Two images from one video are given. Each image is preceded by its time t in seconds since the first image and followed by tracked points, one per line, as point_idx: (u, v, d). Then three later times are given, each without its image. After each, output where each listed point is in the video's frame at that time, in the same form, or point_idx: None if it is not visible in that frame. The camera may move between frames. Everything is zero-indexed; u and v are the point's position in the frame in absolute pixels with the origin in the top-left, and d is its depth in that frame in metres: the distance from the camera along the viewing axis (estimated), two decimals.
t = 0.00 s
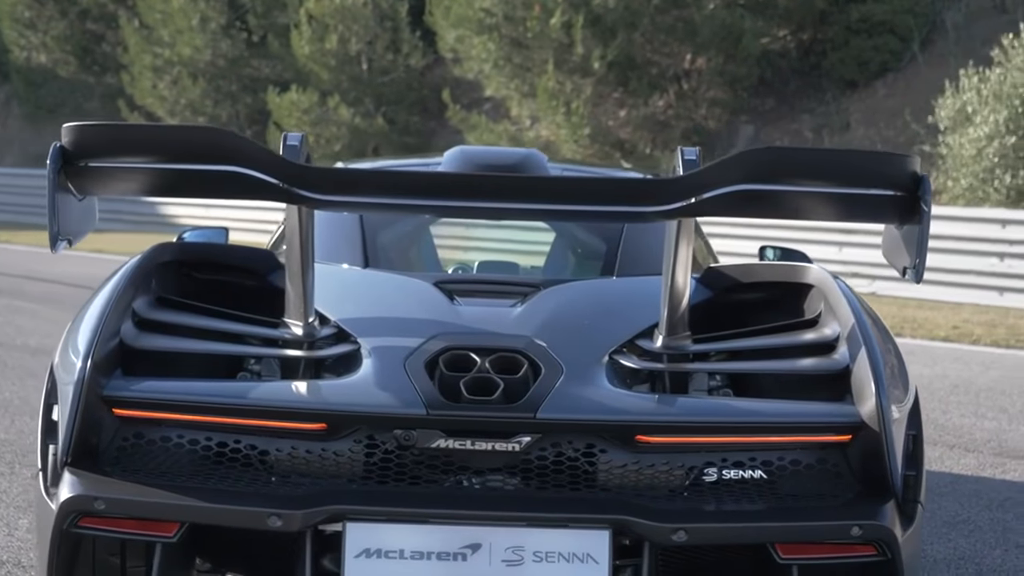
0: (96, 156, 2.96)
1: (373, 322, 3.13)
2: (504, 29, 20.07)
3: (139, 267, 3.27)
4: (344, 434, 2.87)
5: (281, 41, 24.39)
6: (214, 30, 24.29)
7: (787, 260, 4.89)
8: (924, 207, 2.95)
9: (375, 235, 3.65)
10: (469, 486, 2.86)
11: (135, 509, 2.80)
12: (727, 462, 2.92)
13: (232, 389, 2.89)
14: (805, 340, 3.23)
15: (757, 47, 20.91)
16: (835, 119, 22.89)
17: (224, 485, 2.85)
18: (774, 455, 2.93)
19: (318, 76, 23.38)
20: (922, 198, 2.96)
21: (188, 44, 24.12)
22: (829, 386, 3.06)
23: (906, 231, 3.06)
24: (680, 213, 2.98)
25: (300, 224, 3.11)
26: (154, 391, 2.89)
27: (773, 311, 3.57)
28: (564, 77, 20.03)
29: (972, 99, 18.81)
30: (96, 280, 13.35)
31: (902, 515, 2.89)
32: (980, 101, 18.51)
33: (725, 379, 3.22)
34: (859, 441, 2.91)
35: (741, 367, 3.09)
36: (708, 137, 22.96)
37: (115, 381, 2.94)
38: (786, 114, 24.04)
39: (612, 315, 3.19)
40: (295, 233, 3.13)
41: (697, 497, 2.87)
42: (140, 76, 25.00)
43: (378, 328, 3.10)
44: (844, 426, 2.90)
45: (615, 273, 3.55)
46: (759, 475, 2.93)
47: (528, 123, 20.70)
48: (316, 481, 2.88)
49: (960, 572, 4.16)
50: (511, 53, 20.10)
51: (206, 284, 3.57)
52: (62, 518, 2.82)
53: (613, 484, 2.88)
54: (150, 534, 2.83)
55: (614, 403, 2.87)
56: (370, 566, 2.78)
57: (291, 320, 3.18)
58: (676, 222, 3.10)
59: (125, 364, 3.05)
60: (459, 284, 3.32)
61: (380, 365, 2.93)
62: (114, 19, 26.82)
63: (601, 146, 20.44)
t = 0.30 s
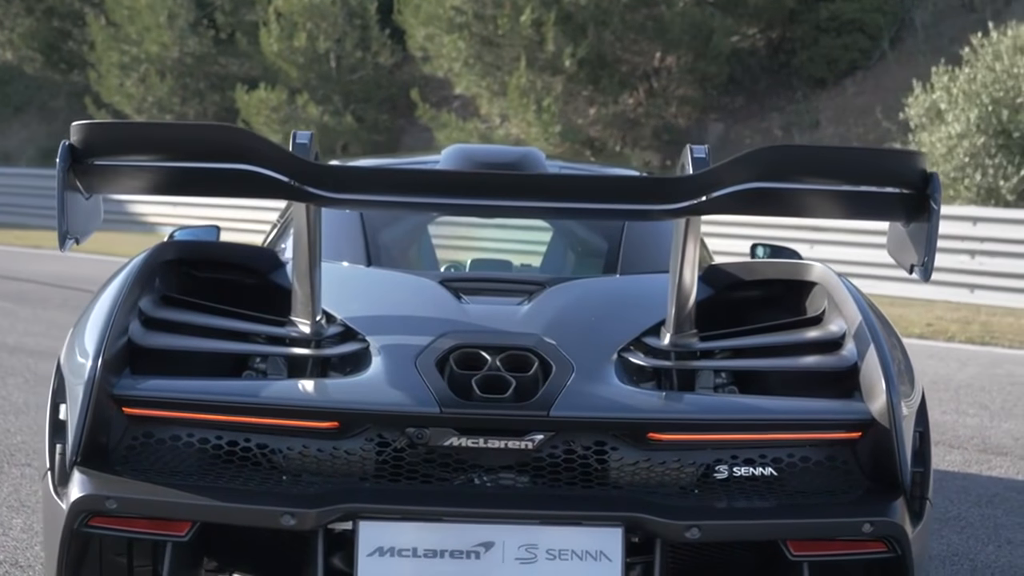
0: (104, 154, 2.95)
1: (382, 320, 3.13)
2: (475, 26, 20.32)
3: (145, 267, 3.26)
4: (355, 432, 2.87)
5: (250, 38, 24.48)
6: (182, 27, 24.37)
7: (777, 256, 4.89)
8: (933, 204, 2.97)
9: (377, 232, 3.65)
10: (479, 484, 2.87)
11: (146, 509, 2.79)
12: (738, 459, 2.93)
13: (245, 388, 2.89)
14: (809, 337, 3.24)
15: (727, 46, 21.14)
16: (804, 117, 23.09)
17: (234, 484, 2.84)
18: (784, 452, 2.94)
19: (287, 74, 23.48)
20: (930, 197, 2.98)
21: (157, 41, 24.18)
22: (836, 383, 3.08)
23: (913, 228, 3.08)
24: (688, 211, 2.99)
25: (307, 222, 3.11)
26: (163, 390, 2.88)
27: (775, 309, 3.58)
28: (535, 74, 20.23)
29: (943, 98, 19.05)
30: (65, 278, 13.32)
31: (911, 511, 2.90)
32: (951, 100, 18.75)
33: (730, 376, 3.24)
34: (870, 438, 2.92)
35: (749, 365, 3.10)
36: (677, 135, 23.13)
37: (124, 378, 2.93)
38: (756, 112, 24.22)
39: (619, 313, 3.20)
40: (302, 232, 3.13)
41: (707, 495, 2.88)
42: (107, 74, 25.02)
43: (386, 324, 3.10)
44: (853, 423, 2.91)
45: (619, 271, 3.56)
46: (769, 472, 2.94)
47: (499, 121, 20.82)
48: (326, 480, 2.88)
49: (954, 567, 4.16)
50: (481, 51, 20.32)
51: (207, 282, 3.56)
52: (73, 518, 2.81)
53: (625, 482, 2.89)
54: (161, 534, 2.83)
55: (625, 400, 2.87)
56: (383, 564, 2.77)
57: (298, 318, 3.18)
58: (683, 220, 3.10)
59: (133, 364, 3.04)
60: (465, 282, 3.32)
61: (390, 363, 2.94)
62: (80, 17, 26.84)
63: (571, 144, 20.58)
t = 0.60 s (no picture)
0: (110, 154, 2.94)
1: (386, 319, 3.13)
2: (446, 25, 20.56)
3: (148, 267, 3.25)
4: (363, 431, 2.87)
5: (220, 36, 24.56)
6: (152, 25, 24.42)
7: (770, 255, 4.89)
8: (937, 202, 2.98)
9: (376, 231, 3.65)
10: (486, 483, 2.87)
11: (155, 508, 2.79)
12: (745, 457, 2.94)
13: (252, 388, 2.89)
14: (812, 335, 3.26)
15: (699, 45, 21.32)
16: (777, 116, 23.25)
17: (243, 483, 2.84)
18: (790, 450, 2.95)
19: (258, 72, 23.57)
20: (934, 195, 2.99)
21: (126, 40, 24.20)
22: (840, 381, 3.09)
23: (916, 227, 3.09)
24: (694, 210, 3.00)
25: (312, 222, 3.11)
26: (171, 390, 2.88)
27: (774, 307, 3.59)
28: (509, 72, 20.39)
29: (916, 97, 19.23)
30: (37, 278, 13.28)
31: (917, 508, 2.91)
32: (923, 100, 18.94)
33: (733, 374, 3.25)
34: (875, 436, 2.94)
35: (752, 362, 3.11)
36: (649, 134, 23.28)
37: (130, 378, 2.93)
38: (729, 111, 24.34)
39: (623, 313, 3.21)
40: (306, 231, 3.13)
41: (714, 493, 2.89)
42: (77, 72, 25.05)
43: (391, 324, 3.10)
44: (860, 421, 2.93)
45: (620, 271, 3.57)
46: (775, 470, 2.95)
47: (469, 119, 20.88)
48: (334, 479, 2.87)
49: (948, 564, 4.18)
50: (452, 50, 20.53)
51: (206, 282, 3.55)
52: (80, 518, 2.81)
53: (632, 480, 2.90)
54: (171, 533, 2.82)
55: (632, 399, 2.88)
56: (393, 564, 2.77)
57: (302, 317, 3.18)
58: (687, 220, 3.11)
59: (138, 365, 3.03)
60: (468, 282, 3.33)
61: (396, 362, 2.94)
62: (49, 16, 26.87)
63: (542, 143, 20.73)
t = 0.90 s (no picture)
0: (121, 153, 2.94)
1: (395, 319, 3.14)
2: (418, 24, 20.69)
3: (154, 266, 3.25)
4: (376, 431, 2.87)
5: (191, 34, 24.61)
6: (122, 23, 24.48)
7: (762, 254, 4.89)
8: (946, 201, 2.99)
9: (378, 230, 3.66)
10: (498, 481, 2.87)
11: (168, 508, 2.78)
12: (755, 455, 2.95)
13: (264, 387, 2.88)
14: (818, 333, 3.27)
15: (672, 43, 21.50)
16: (748, 114, 23.47)
17: (255, 483, 2.84)
18: (800, 448, 2.96)
19: (229, 71, 23.64)
20: (942, 194, 3.00)
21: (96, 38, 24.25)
22: (848, 378, 3.10)
23: (922, 225, 3.11)
24: (704, 209, 3.01)
25: (321, 220, 3.11)
26: (183, 389, 2.87)
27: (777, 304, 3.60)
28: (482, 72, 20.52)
29: (888, 96, 19.48)
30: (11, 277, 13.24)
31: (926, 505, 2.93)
32: (895, 98, 19.19)
33: (740, 372, 3.26)
34: (884, 435, 2.96)
35: (759, 360, 3.12)
36: (620, 132, 23.44)
37: (141, 378, 2.92)
38: (701, 110, 24.53)
39: (629, 312, 3.22)
40: (314, 231, 3.13)
41: (726, 491, 2.90)
42: (46, 70, 25.08)
43: (400, 324, 3.10)
44: (870, 419, 2.94)
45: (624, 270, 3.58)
46: (786, 467, 2.96)
47: (441, 118, 21.01)
48: (346, 479, 2.87)
49: (945, 562, 4.20)
50: (425, 49, 20.69)
51: (210, 281, 3.54)
52: (93, 518, 2.80)
53: (645, 478, 2.90)
54: (183, 533, 2.82)
55: (643, 396, 2.89)
56: (407, 562, 2.78)
57: (310, 316, 3.18)
58: (695, 220, 3.12)
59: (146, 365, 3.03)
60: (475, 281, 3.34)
61: (407, 360, 2.94)
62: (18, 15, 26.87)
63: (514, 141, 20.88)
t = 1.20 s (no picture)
0: (132, 154, 2.94)
1: (406, 317, 3.14)
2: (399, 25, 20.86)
3: (163, 266, 3.24)
4: (391, 429, 2.88)
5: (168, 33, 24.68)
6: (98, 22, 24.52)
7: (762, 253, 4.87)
8: (955, 199, 3.01)
9: (384, 229, 3.66)
10: (509, 479, 2.88)
11: (185, 507, 2.78)
12: (767, 453, 2.95)
13: (279, 387, 2.89)
14: (825, 331, 3.28)
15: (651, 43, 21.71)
16: (728, 113, 23.67)
17: (268, 482, 2.84)
18: (813, 445, 2.97)
19: (206, 70, 23.69)
20: (953, 192, 3.01)
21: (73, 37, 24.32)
22: (858, 376, 3.11)
23: (932, 224, 3.12)
24: (715, 209, 3.02)
25: (331, 219, 3.11)
26: (197, 388, 2.87)
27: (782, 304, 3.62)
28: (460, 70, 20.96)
29: (869, 94, 19.80)
30: None
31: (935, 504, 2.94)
32: (876, 97, 19.51)
33: (747, 370, 3.26)
34: (895, 432, 2.97)
35: (768, 358, 3.13)
36: (600, 131, 23.60)
37: (154, 377, 2.92)
38: (679, 108, 24.73)
39: (638, 310, 3.22)
40: (324, 229, 3.13)
41: (738, 488, 2.91)
42: (22, 69, 25.08)
43: (411, 323, 3.11)
44: (881, 416, 2.96)
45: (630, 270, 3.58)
46: (797, 465, 2.96)
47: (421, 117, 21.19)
48: (360, 477, 2.88)
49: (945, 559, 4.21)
50: (403, 48, 21.05)
51: (215, 281, 3.54)
52: (106, 518, 2.80)
53: (658, 475, 2.91)
54: (198, 533, 2.82)
55: (657, 395, 2.90)
56: (423, 561, 2.78)
57: (320, 315, 3.19)
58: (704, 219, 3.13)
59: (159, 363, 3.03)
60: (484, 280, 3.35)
61: (419, 358, 2.95)
62: None
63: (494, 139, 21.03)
